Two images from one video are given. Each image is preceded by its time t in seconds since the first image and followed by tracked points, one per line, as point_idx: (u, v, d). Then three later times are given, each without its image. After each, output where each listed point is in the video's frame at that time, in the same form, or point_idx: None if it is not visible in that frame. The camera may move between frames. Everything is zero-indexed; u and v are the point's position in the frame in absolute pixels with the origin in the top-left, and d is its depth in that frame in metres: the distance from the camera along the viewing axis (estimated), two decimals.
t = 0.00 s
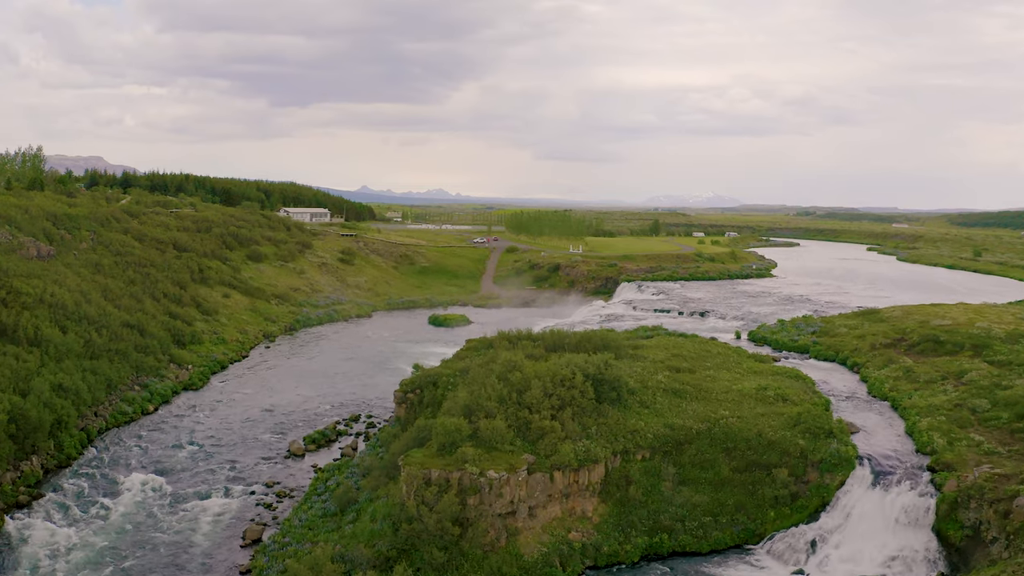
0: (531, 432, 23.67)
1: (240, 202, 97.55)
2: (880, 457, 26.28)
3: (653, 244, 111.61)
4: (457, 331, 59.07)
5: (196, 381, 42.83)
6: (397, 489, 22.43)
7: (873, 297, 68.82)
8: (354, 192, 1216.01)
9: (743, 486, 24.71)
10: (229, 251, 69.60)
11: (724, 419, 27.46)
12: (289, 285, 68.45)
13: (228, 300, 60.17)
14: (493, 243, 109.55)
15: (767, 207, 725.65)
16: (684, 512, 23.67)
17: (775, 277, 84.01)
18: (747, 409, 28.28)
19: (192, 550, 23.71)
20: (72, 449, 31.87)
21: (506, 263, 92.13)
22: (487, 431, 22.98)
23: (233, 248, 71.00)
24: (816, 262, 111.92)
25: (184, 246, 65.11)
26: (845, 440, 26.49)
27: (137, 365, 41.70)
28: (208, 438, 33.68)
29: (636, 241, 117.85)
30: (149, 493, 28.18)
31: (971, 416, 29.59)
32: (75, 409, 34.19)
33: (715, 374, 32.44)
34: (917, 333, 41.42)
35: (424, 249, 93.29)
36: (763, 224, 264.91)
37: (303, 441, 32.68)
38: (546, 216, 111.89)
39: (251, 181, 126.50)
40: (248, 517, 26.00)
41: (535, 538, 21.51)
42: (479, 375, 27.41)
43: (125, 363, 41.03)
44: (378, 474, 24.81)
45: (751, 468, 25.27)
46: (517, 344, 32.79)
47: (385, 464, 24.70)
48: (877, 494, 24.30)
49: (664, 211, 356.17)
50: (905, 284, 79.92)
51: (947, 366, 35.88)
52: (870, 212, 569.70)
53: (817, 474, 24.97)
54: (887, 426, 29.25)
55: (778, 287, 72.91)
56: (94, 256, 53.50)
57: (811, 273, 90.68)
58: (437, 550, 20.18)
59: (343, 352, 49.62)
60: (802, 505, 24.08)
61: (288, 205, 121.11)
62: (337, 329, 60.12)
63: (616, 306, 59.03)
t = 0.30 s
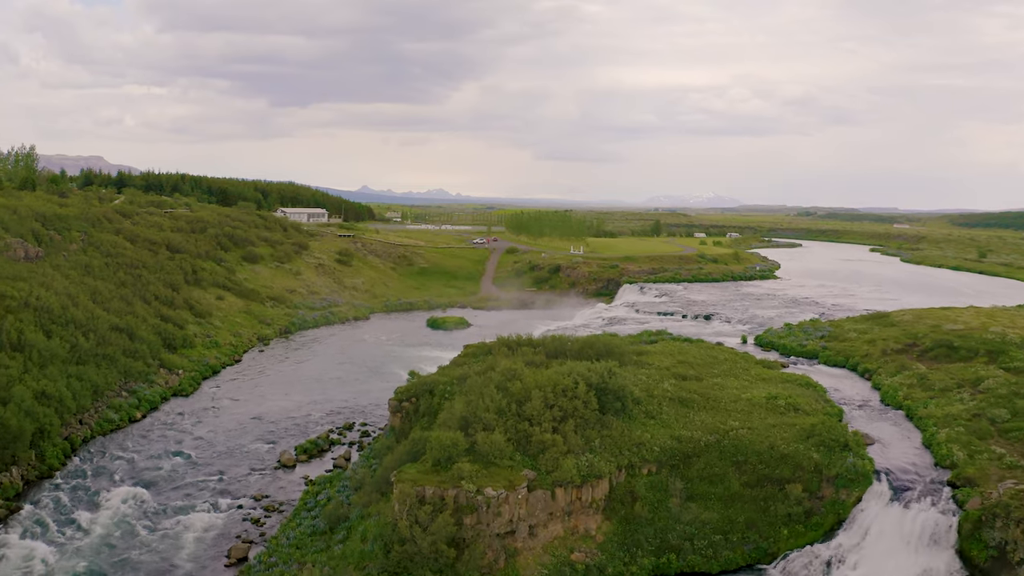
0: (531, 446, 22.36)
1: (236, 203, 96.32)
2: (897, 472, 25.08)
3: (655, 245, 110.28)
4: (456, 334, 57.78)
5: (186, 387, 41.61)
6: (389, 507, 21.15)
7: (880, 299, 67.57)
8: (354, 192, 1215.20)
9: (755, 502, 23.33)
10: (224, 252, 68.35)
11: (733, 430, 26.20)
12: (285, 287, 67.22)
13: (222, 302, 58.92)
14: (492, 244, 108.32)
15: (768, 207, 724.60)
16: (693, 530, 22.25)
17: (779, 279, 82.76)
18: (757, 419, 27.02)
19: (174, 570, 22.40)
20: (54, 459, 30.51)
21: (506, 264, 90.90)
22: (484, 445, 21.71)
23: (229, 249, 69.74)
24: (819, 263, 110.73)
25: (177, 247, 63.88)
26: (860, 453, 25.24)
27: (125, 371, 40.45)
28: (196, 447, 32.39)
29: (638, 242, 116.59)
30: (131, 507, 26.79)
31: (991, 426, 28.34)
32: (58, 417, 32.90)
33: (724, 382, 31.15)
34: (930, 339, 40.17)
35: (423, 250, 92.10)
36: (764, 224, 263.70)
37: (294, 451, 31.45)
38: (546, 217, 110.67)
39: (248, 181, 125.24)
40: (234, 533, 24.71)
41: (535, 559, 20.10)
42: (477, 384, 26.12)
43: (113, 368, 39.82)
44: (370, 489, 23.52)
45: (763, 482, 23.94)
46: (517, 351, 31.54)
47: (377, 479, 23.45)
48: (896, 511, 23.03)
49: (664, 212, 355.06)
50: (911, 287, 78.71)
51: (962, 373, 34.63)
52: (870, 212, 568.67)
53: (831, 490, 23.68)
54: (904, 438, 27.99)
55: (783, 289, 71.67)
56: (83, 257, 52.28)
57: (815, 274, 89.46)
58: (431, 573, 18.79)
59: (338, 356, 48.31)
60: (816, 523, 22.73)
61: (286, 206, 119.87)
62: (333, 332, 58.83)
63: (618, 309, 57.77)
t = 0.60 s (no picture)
0: (531, 462, 21.03)
1: (233, 203, 95.05)
2: (917, 489, 23.85)
3: (656, 246, 108.91)
4: (454, 337, 56.49)
5: (175, 394, 40.36)
6: (380, 528, 19.84)
7: (887, 302, 66.32)
8: (354, 192, 1214.31)
9: (767, 519, 21.87)
10: (218, 253, 67.05)
11: (744, 443, 24.92)
12: (280, 288, 65.96)
13: (215, 304, 57.67)
14: (491, 244, 107.00)
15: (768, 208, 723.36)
16: (703, 550, 20.64)
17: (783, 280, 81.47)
18: (768, 432, 25.74)
19: None
20: (35, 469, 29.09)
21: (506, 265, 89.67)
22: (482, 461, 20.41)
23: (223, 250, 68.42)
24: (823, 264, 109.53)
25: (170, 248, 62.59)
26: (879, 468, 23.90)
27: (112, 376, 39.19)
28: (183, 456, 31.06)
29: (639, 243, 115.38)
30: (111, 523, 25.19)
31: (1013, 437, 27.07)
32: (39, 425, 31.59)
33: (733, 390, 29.84)
34: (942, 344, 38.90)
35: (422, 251, 90.87)
36: (765, 225, 262.51)
37: (283, 463, 30.19)
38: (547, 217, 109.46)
39: (246, 180, 123.91)
40: (218, 551, 23.43)
41: None
42: (475, 394, 24.80)
43: (99, 374, 38.58)
44: (360, 507, 22.21)
45: (776, 499, 22.53)
46: (517, 358, 30.29)
47: (368, 496, 22.15)
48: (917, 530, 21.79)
49: (665, 212, 353.81)
50: (917, 289, 77.37)
51: (979, 381, 33.36)
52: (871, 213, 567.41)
53: (848, 507, 22.33)
54: (923, 451, 26.69)
55: (787, 291, 70.43)
56: (73, 259, 51.02)
57: (819, 276, 88.24)
58: None
59: (333, 360, 46.99)
60: (833, 542, 21.29)
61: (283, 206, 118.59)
62: (329, 335, 57.50)
63: (620, 312, 56.43)
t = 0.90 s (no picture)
0: (532, 480, 19.70)
1: (228, 203, 93.72)
2: (939, 507, 22.58)
3: (658, 247, 107.76)
4: (453, 341, 55.14)
5: (164, 401, 39.10)
6: (370, 552, 18.54)
7: (894, 305, 65.04)
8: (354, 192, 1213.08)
9: (781, 540, 20.55)
10: (213, 255, 65.80)
11: (755, 457, 23.65)
12: (275, 290, 64.70)
13: (208, 307, 56.43)
14: (491, 245, 105.69)
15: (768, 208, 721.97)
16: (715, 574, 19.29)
17: (787, 282, 80.20)
18: (781, 445, 24.50)
19: None
20: (14, 482, 27.76)
21: (505, 267, 88.40)
22: (479, 480, 19.13)
23: (217, 251, 67.18)
24: (826, 265, 108.21)
25: (163, 249, 61.34)
26: (899, 485, 22.59)
27: (99, 384, 37.95)
28: (169, 469, 29.80)
29: (641, 244, 114.12)
30: (90, 542, 24.00)
31: None
32: (20, 436, 30.26)
33: (742, 400, 28.59)
34: (957, 350, 37.62)
35: (420, 252, 89.63)
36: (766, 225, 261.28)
37: (273, 476, 28.90)
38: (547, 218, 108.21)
39: (243, 180, 122.65)
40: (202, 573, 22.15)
41: None
42: (472, 407, 23.52)
43: (85, 381, 37.30)
44: (350, 527, 20.90)
45: (791, 518, 21.22)
46: (517, 366, 29.03)
47: (358, 516, 20.87)
48: (941, 552, 20.49)
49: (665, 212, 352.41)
50: (923, 291, 76.08)
51: (997, 390, 32.09)
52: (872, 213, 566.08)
53: (867, 527, 20.98)
54: (942, 466, 25.43)
55: (793, 294, 69.13)
56: (61, 261, 49.76)
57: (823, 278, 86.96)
58: None
59: (327, 365, 45.71)
60: (852, 564, 19.96)
61: (281, 206, 117.26)
62: (325, 338, 56.22)
63: (623, 315, 55.13)
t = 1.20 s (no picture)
0: (532, 500, 18.39)
1: (224, 203, 92.41)
2: (963, 526, 21.30)
3: (659, 248, 106.37)
4: (451, 345, 53.87)
5: (152, 408, 37.82)
6: None
7: (901, 308, 63.82)
8: (354, 192, 1212.19)
9: (797, 562, 19.19)
10: (207, 256, 64.52)
11: (768, 473, 22.40)
12: (271, 292, 63.47)
13: (201, 310, 55.20)
14: (491, 246, 104.39)
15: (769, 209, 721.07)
16: None
17: (791, 284, 78.91)
18: (794, 460, 23.28)
19: None
20: None
21: (505, 268, 87.19)
22: (475, 500, 17.81)
23: (212, 253, 65.90)
24: (830, 267, 107.01)
25: (155, 250, 60.06)
26: (921, 504, 21.31)
27: (84, 391, 36.66)
28: (154, 480, 28.50)
29: (642, 245, 112.92)
30: (67, 560, 22.72)
31: None
32: None
33: (752, 411, 27.39)
34: (971, 357, 36.37)
35: (419, 253, 88.45)
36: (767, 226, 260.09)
37: (262, 488, 27.65)
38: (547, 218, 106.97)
39: (240, 180, 121.42)
40: None
41: None
42: (469, 419, 22.24)
43: (69, 388, 36.01)
44: (339, 549, 19.57)
45: (807, 539, 19.90)
46: (517, 374, 27.79)
47: (347, 538, 19.56)
48: None
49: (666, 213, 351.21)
50: (929, 294, 74.84)
51: (1016, 399, 30.86)
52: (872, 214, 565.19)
53: (888, 548, 19.67)
54: (962, 482, 24.18)
55: (797, 296, 67.91)
56: (49, 262, 48.51)
57: (827, 280, 85.77)
58: None
59: (322, 370, 44.41)
60: None
61: (278, 206, 116.04)
62: (320, 342, 54.94)
63: (625, 318, 53.86)
